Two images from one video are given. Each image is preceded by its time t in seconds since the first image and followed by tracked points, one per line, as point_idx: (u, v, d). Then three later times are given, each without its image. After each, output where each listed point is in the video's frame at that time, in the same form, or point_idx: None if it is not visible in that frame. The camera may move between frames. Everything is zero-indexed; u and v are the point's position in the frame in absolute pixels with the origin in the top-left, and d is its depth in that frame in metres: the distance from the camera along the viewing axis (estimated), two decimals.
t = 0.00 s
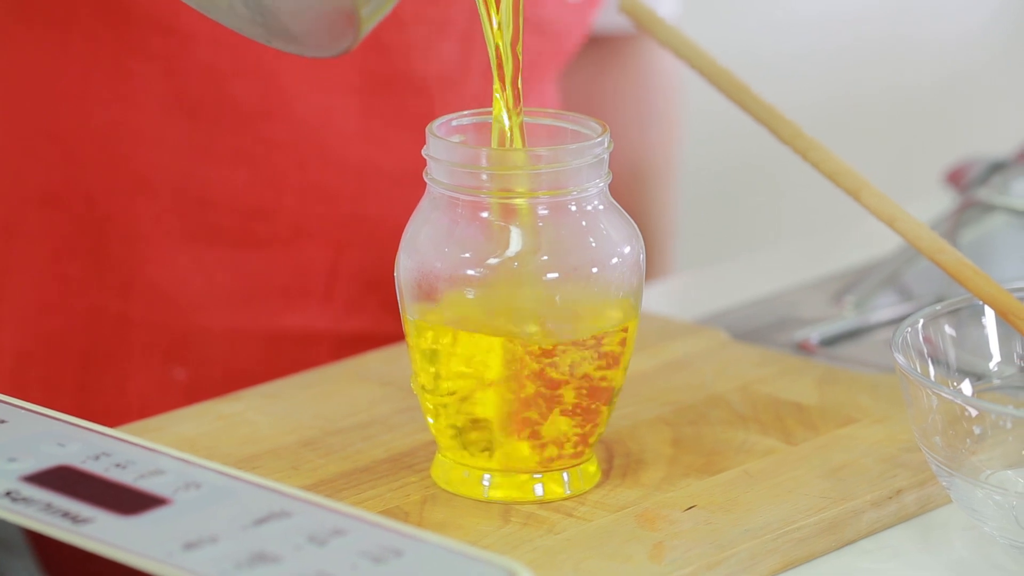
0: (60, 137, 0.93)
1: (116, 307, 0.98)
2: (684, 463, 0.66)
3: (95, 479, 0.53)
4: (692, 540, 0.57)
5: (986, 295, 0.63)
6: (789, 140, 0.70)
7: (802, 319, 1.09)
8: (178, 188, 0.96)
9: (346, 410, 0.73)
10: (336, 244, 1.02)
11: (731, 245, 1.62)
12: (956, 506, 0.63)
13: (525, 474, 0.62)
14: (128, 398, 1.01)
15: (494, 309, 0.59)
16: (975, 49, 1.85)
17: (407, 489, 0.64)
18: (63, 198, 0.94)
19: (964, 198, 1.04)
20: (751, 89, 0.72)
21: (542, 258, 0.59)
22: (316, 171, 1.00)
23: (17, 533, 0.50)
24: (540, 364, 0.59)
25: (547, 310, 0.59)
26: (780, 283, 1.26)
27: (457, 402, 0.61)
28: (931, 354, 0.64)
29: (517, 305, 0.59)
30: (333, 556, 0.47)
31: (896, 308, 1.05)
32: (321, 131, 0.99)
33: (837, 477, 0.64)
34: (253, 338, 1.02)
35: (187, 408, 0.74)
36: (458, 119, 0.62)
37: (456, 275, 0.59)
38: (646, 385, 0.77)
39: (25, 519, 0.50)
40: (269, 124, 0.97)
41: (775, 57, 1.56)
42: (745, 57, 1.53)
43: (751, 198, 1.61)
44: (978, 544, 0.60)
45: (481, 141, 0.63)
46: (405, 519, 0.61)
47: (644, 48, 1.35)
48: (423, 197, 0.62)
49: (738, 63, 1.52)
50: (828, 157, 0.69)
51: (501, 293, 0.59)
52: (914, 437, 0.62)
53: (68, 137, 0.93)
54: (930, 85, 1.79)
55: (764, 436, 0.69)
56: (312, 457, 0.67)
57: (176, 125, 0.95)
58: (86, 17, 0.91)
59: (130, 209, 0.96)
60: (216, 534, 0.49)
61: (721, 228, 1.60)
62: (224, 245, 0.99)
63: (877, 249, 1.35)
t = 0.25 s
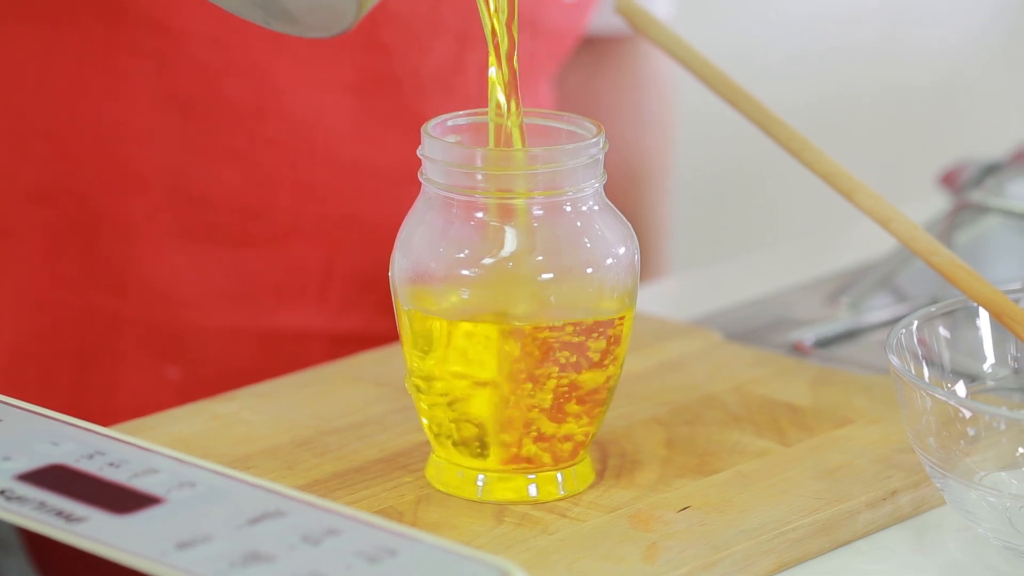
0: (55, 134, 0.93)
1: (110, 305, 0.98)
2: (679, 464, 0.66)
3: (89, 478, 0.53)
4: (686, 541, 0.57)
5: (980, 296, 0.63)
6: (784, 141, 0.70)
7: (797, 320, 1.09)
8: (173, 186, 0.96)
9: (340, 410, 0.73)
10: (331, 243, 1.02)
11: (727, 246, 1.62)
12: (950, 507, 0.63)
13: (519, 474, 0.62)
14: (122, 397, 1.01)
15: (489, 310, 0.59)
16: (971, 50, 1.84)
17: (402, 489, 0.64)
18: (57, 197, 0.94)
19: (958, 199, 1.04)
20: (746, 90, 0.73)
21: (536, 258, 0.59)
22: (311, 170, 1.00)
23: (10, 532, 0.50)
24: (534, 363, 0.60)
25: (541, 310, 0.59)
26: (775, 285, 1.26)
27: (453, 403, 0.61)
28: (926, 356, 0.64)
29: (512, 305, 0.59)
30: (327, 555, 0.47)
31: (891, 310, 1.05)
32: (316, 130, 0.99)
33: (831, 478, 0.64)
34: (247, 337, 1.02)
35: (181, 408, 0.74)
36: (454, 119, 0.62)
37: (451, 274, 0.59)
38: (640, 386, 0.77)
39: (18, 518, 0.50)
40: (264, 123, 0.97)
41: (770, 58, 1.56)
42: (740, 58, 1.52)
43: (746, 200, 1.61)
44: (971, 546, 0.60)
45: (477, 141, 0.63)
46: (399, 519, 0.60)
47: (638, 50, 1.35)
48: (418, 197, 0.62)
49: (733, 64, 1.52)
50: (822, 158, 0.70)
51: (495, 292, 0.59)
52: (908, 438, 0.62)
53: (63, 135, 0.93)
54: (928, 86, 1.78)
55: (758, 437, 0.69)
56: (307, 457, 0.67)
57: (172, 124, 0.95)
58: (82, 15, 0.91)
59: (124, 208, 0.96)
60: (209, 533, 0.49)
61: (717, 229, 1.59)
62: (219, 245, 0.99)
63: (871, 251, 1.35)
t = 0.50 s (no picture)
0: (52, 131, 0.93)
1: (107, 302, 0.98)
2: (676, 461, 0.66)
3: (86, 474, 0.53)
4: (684, 538, 0.57)
5: (978, 293, 0.63)
6: (782, 139, 0.70)
7: (794, 319, 1.09)
8: (171, 183, 0.96)
9: (338, 407, 0.73)
10: (328, 240, 1.02)
11: (728, 244, 1.56)
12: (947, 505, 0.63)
13: (517, 471, 0.62)
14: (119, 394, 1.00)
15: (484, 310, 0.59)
16: (970, 49, 1.83)
17: (399, 486, 0.63)
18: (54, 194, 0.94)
19: (957, 198, 1.04)
20: (743, 87, 0.73)
21: (535, 255, 0.59)
22: (308, 167, 1.00)
23: (8, 530, 0.50)
24: (532, 359, 0.59)
25: (540, 307, 0.59)
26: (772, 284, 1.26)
27: (449, 399, 0.61)
28: (924, 353, 0.64)
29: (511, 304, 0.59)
30: (325, 551, 0.47)
31: (888, 308, 1.05)
32: (313, 127, 0.99)
33: (829, 476, 0.64)
34: (245, 334, 1.02)
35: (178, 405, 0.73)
36: (452, 115, 0.62)
37: (449, 270, 0.59)
38: (638, 383, 0.77)
39: (15, 514, 0.50)
40: (262, 120, 0.97)
41: (769, 58, 1.53)
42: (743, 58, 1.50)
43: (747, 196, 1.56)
44: (969, 543, 0.60)
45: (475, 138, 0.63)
46: (397, 515, 0.60)
47: (636, 48, 1.35)
48: (416, 194, 0.62)
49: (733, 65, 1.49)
50: (820, 156, 0.70)
51: (493, 291, 0.59)
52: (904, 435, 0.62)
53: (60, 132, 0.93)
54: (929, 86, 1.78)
55: (756, 434, 0.69)
56: (304, 453, 0.66)
57: (169, 121, 0.95)
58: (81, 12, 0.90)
59: (122, 204, 0.95)
60: (207, 529, 0.49)
61: (716, 227, 1.54)
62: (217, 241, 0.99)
63: (868, 249, 1.36)
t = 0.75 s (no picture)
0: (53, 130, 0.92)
1: (109, 300, 0.98)
2: (679, 458, 0.66)
3: (89, 471, 0.53)
4: (686, 534, 0.57)
5: (980, 290, 0.63)
6: (785, 136, 0.70)
7: (797, 316, 1.09)
8: (172, 181, 0.96)
9: (340, 404, 0.73)
10: (330, 238, 1.02)
11: (728, 243, 1.56)
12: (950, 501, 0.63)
13: (520, 468, 0.62)
14: (121, 392, 1.00)
15: (486, 306, 0.59)
16: (970, 47, 1.83)
17: (402, 483, 0.64)
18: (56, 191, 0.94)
19: (958, 195, 1.04)
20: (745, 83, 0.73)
21: (538, 252, 0.59)
22: (309, 164, 1.00)
23: (7, 526, 0.50)
24: (534, 356, 0.59)
25: (542, 304, 0.59)
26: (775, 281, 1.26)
27: (451, 396, 0.61)
28: (926, 350, 0.64)
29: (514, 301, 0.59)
30: (328, 548, 0.47)
31: (890, 306, 1.05)
32: (314, 125, 0.99)
33: (832, 473, 0.64)
34: (247, 332, 1.02)
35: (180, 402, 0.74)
36: (454, 112, 0.62)
37: (452, 268, 0.59)
38: (640, 381, 0.77)
39: (18, 511, 0.50)
40: (263, 117, 0.97)
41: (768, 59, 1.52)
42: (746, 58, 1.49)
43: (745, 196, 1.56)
44: (972, 539, 0.60)
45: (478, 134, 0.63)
46: (400, 512, 0.60)
47: (636, 45, 1.35)
48: (419, 191, 0.62)
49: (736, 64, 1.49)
50: (823, 153, 0.70)
51: (495, 288, 0.59)
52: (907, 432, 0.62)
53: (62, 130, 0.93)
54: (929, 86, 1.77)
55: (759, 431, 0.69)
56: (307, 450, 0.67)
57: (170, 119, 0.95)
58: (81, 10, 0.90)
59: (123, 202, 0.95)
60: (210, 526, 0.49)
61: (716, 227, 1.54)
62: (219, 239, 0.99)
63: (869, 247, 1.36)
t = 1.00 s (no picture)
0: (55, 128, 0.92)
1: (111, 299, 0.98)
2: (681, 458, 0.66)
3: (91, 469, 0.53)
4: (689, 534, 0.57)
5: (983, 290, 0.63)
6: (787, 135, 0.70)
7: (798, 316, 1.09)
8: (175, 179, 0.96)
9: (342, 403, 0.73)
10: (332, 237, 1.02)
11: (727, 243, 1.56)
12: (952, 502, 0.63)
13: (522, 467, 0.62)
14: (123, 390, 1.00)
15: (488, 304, 0.59)
16: (970, 48, 1.83)
17: (404, 482, 0.64)
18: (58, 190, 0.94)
19: (960, 195, 1.04)
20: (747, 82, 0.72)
21: (541, 251, 0.59)
22: (311, 163, 1.00)
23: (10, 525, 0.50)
24: (537, 355, 0.59)
25: (545, 304, 0.59)
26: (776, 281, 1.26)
27: (453, 394, 0.61)
28: (929, 350, 0.64)
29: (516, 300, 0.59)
30: (331, 547, 0.47)
31: (891, 305, 1.05)
32: (315, 124, 0.99)
33: (833, 473, 0.64)
34: (249, 330, 1.02)
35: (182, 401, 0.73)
36: (457, 111, 0.62)
37: (455, 267, 0.59)
38: (641, 380, 0.77)
39: (20, 510, 0.50)
40: (265, 116, 0.97)
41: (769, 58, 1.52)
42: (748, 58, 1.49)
43: (743, 199, 1.55)
44: (974, 540, 0.60)
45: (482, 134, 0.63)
46: (402, 512, 0.60)
47: (636, 45, 1.34)
48: (421, 189, 0.62)
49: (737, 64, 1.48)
50: (825, 153, 0.69)
51: (498, 287, 0.58)
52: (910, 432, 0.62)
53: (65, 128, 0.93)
54: (929, 86, 1.77)
55: (760, 431, 0.69)
56: (308, 449, 0.67)
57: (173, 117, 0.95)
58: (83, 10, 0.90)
59: (126, 201, 0.95)
60: (213, 525, 0.49)
61: (716, 227, 1.53)
62: (221, 238, 0.99)
63: (871, 247, 1.35)
